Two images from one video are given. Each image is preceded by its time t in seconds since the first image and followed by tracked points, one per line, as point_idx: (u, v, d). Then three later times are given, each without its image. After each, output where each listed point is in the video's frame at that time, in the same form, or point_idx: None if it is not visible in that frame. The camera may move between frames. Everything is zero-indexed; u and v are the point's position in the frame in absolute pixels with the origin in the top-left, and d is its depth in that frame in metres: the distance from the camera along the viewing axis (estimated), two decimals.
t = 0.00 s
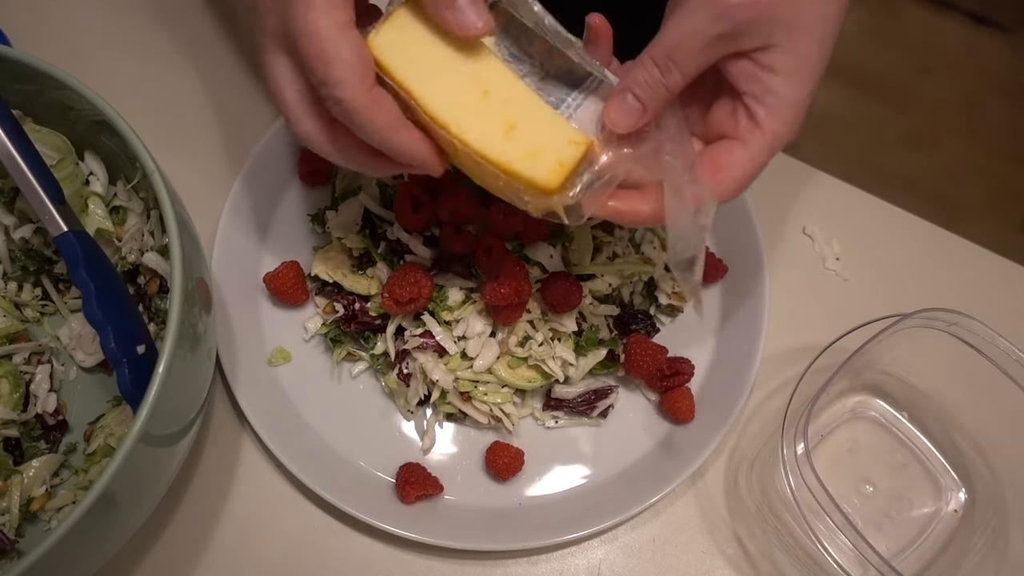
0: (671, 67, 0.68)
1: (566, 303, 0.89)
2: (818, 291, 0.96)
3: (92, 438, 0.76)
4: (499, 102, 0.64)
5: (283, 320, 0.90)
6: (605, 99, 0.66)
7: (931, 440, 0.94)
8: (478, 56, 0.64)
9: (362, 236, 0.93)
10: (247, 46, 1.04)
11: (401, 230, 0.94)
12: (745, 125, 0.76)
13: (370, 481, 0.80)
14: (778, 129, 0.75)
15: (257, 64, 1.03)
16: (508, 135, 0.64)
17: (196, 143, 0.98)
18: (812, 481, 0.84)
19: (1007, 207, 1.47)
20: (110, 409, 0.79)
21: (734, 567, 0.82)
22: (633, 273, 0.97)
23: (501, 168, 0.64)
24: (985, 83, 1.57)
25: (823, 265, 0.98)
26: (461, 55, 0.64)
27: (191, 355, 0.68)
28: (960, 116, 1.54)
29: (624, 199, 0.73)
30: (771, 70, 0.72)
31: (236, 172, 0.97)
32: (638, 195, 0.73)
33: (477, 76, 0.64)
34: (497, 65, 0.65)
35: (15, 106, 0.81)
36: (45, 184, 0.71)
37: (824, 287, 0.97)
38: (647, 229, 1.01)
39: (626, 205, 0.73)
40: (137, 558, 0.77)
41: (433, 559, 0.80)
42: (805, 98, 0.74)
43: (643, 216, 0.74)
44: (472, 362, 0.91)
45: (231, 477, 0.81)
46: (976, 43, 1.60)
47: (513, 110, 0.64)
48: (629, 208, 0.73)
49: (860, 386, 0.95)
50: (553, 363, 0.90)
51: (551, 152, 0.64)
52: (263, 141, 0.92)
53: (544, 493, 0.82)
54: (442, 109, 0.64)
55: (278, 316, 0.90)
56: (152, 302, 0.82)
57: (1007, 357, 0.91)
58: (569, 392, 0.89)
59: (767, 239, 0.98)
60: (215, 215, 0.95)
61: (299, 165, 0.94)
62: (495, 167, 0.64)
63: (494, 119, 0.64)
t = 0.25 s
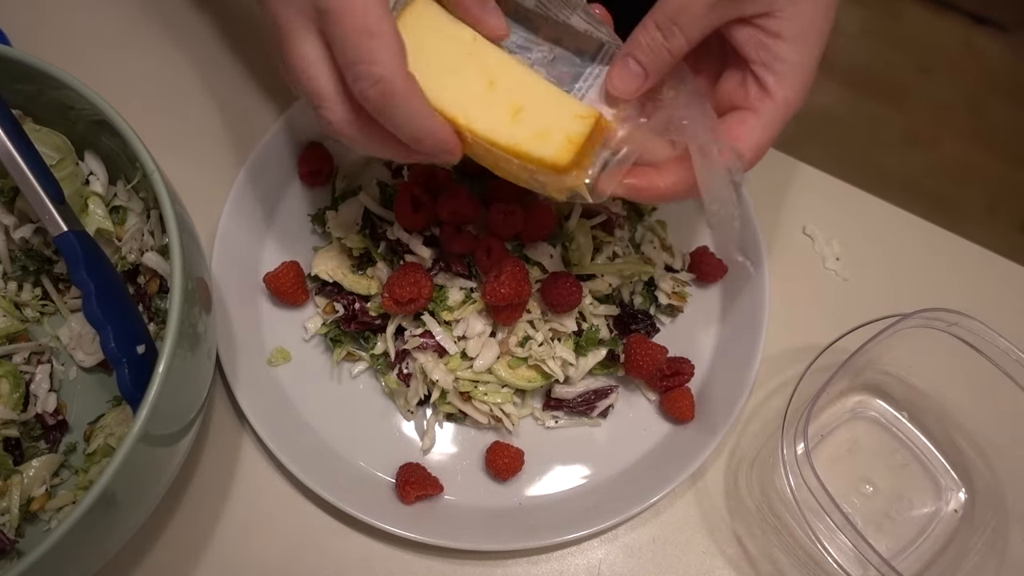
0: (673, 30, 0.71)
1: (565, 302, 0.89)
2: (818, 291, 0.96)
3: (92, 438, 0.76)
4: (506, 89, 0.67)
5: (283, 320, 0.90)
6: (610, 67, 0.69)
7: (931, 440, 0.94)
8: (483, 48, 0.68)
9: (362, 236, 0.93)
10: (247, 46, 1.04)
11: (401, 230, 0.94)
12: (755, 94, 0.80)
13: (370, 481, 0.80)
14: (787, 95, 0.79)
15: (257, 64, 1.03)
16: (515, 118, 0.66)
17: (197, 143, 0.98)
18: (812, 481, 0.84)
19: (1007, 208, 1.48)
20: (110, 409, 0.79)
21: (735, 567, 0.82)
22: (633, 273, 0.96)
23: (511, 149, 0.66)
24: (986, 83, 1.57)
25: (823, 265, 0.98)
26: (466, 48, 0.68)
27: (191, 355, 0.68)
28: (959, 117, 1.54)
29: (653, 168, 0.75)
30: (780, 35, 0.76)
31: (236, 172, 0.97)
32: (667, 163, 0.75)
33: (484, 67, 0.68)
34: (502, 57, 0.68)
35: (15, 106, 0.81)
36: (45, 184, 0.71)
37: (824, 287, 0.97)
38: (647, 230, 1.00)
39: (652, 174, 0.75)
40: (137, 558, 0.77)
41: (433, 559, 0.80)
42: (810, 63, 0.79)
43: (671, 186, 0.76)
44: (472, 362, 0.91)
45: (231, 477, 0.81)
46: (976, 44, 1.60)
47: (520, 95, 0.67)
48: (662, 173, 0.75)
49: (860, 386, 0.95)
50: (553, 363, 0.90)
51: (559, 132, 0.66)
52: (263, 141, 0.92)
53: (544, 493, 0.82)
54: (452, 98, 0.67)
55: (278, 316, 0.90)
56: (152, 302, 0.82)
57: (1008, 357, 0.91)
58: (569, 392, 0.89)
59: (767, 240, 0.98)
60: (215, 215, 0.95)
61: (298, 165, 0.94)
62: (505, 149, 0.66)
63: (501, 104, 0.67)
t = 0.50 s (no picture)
0: (726, 15, 0.66)
1: (565, 303, 0.89)
2: (818, 291, 0.96)
3: (92, 438, 0.76)
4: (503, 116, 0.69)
5: (283, 320, 0.90)
6: (644, 50, 0.65)
7: (931, 440, 0.94)
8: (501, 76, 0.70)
9: (362, 236, 0.94)
10: (246, 45, 1.04)
11: (401, 229, 0.93)
12: (807, 112, 0.75)
13: (370, 481, 0.80)
14: (843, 115, 0.74)
15: (256, 64, 1.03)
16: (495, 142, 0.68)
17: (197, 142, 0.98)
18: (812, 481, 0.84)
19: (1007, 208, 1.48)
20: (110, 408, 0.79)
21: (734, 567, 0.82)
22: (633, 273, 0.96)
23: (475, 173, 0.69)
24: (986, 83, 1.57)
25: (823, 265, 0.97)
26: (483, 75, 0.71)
27: (191, 355, 0.68)
28: (960, 116, 1.54)
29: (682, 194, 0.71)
30: (845, 49, 0.72)
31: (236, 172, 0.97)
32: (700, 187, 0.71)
33: (495, 94, 0.70)
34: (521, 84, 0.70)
35: (15, 106, 0.81)
36: (45, 183, 0.71)
37: (824, 287, 0.97)
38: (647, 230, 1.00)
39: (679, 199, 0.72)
40: (137, 557, 0.77)
41: (433, 559, 0.80)
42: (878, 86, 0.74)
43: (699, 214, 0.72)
44: (472, 362, 0.91)
45: (231, 477, 0.81)
46: (976, 43, 1.59)
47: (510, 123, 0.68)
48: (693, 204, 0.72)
49: (860, 386, 0.95)
50: (553, 363, 0.90)
51: (530, 165, 0.67)
52: (263, 140, 0.92)
53: (544, 493, 0.82)
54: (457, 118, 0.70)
55: (278, 316, 0.90)
56: (152, 302, 0.82)
57: (1009, 358, 0.91)
58: (569, 392, 0.89)
59: (767, 240, 0.98)
60: (215, 215, 0.95)
61: (298, 165, 0.94)
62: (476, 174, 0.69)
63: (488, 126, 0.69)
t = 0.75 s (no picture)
0: None
1: (565, 302, 0.89)
2: (818, 291, 0.96)
3: (92, 438, 0.76)
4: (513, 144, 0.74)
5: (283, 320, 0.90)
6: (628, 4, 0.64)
7: (931, 440, 0.94)
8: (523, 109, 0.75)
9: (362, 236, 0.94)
10: (247, 46, 1.04)
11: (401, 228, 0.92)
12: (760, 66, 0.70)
13: (370, 481, 0.80)
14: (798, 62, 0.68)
15: (257, 65, 1.03)
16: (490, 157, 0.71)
17: (196, 143, 0.98)
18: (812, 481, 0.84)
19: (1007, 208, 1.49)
20: (110, 408, 0.79)
21: (735, 567, 0.82)
22: (633, 273, 0.96)
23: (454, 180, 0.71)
24: (986, 82, 1.57)
25: (823, 265, 0.97)
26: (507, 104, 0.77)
27: (191, 355, 0.68)
28: (960, 117, 1.54)
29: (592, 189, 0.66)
30: None
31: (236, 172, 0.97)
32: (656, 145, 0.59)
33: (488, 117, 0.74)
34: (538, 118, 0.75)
35: (15, 106, 0.81)
36: (45, 183, 0.71)
37: (824, 287, 0.97)
38: (647, 230, 1.00)
39: (645, 159, 0.59)
40: (137, 557, 0.77)
41: (433, 559, 0.80)
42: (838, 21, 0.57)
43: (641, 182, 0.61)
44: (472, 362, 0.91)
45: (231, 476, 0.81)
46: (977, 43, 1.59)
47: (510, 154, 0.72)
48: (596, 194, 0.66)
49: (860, 386, 0.95)
50: (553, 363, 0.90)
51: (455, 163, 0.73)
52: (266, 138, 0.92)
53: (544, 493, 0.82)
54: (461, 146, 0.75)
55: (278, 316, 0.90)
56: (152, 302, 0.82)
57: (1009, 358, 0.91)
58: (569, 392, 0.89)
59: (767, 240, 0.99)
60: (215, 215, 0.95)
61: (298, 165, 0.94)
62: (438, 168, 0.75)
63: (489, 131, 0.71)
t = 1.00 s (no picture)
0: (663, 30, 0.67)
1: (565, 302, 0.89)
2: (818, 291, 0.96)
3: (92, 438, 0.76)
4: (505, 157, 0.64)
5: (283, 320, 0.90)
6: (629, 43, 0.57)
7: (931, 440, 0.94)
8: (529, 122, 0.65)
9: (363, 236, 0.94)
10: (247, 47, 1.04)
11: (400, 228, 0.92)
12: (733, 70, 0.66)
13: (370, 481, 0.80)
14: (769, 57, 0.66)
15: (257, 66, 1.03)
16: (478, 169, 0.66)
17: (197, 143, 0.98)
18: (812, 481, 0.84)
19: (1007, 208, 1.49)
20: (110, 408, 0.79)
21: (735, 567, 0.82)
22: (633, 273, 0.96)
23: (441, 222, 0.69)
24: (986, 82, 1.57)
25: (823, 265, 0.98)
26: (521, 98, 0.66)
27: (191, 355, 0.68)
28: (960, 117, 1.54)
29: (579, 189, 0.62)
30: None
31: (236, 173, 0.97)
32: (629, 124, 0.56)
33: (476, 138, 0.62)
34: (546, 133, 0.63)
35: (15, 106, 0.81)
36: (45, 184, 0.71)
37: (823, 287, 0.97)
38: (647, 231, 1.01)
39: (627, 142, 0.56)
40: (137, 558, 0.77)
41: (433, 559, 0.80)
42: None
43: (623, 169, 0.58)
44: (472, 362, 0.91)
45: (231, 477, 0.81)
46: (977, 43, 1.59)
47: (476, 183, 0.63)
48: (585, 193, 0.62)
49: (860, 386, 0.95)
50: (553, 363, 0.90)
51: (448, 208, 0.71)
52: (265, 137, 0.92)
53: (544, 493, 0.82)
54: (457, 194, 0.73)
55: (278, 316, 0.90)
56: (152, 302, 0.82)
57: (1009, 358, 0.91)
58: (569, 392, 0.89)
59: (767, 240, 0.99)
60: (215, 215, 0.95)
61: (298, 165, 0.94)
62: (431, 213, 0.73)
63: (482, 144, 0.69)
